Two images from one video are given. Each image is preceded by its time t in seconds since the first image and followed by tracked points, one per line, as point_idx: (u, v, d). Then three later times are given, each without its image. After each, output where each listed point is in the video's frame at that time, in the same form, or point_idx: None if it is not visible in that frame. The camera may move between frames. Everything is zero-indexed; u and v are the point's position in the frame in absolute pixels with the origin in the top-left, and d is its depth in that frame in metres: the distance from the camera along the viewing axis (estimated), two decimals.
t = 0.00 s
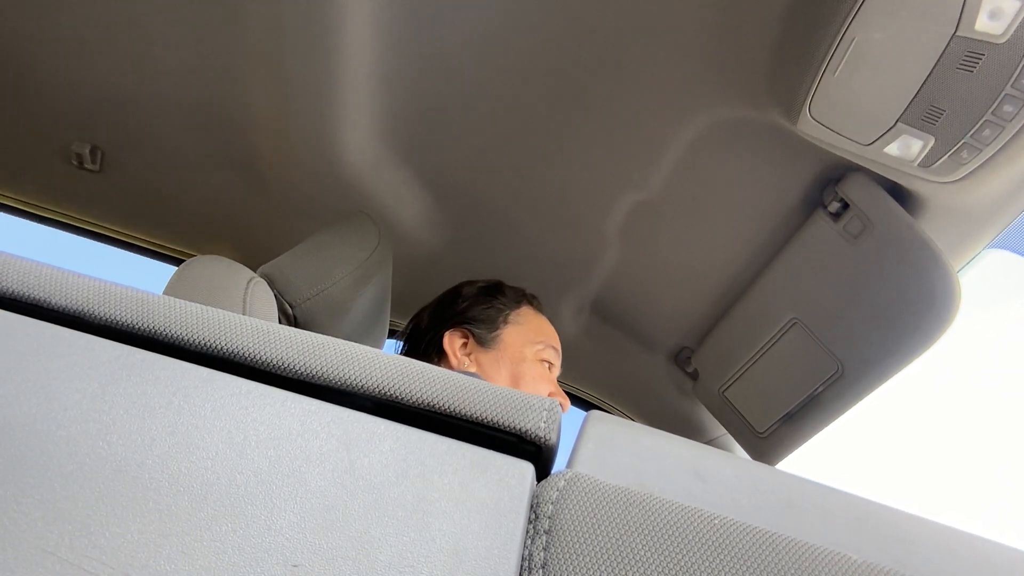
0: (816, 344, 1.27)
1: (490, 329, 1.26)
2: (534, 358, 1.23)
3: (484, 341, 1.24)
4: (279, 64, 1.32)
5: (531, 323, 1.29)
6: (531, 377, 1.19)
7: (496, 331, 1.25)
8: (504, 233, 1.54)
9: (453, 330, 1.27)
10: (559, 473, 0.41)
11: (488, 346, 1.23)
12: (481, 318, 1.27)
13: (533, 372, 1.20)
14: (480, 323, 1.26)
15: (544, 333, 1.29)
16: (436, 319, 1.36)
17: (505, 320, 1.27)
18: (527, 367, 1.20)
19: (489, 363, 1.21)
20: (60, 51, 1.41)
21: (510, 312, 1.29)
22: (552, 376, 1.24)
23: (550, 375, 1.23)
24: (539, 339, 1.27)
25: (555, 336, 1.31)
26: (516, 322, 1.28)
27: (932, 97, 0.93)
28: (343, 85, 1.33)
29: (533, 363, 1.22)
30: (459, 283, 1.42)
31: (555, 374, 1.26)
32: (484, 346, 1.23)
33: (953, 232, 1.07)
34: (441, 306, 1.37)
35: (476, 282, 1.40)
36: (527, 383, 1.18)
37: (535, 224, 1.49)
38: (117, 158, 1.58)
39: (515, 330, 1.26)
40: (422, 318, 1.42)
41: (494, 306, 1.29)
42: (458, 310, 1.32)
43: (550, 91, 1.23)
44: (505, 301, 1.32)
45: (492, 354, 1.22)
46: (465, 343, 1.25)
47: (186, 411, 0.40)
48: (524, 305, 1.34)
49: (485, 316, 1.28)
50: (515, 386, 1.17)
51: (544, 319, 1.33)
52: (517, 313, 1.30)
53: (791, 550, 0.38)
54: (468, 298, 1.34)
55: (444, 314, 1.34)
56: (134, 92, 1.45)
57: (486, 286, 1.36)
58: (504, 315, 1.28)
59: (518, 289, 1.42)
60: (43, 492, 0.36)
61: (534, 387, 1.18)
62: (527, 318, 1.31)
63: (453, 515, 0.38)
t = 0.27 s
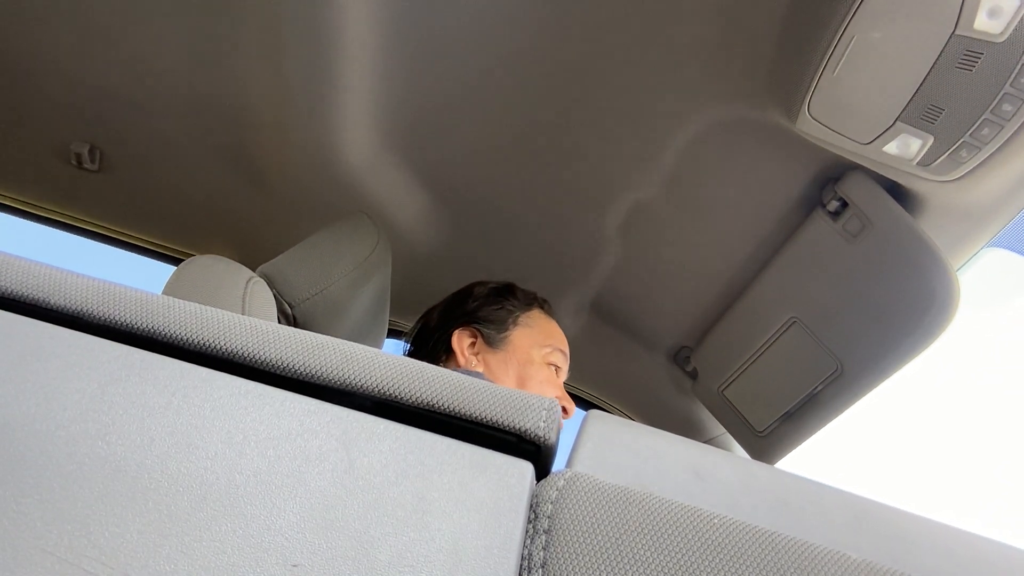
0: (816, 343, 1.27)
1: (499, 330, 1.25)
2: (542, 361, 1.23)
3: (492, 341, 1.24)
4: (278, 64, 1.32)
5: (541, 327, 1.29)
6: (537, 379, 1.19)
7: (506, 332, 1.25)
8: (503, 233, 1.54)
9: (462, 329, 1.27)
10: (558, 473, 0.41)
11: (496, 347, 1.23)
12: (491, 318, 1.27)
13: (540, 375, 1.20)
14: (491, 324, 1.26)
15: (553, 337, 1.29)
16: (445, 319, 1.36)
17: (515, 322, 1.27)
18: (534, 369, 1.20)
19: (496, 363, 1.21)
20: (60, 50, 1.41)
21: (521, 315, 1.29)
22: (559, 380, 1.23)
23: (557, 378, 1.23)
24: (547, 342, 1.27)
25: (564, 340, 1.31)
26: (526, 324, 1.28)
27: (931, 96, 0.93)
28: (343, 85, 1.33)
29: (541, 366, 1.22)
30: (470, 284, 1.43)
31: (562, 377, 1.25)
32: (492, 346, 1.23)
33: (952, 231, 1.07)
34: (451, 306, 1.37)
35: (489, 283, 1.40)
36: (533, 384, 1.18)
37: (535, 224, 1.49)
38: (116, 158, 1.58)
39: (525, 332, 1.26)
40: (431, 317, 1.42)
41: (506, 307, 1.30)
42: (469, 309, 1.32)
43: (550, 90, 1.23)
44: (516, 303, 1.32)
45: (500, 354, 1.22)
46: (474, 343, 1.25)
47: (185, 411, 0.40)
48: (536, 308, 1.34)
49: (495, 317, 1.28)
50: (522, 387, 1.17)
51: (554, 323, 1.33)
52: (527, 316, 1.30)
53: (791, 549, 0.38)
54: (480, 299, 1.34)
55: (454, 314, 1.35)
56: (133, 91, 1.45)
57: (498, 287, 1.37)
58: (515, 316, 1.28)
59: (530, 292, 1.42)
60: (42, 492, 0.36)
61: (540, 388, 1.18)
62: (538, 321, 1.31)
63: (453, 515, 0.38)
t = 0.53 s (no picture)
0: (816, 343, 1.27)
1: (497, 328, 1.26)
2: (540, 358, 1.23)
3: (491, 340, 1.24)
4: (279, 64, 1.32)
5: (537, 323, 1.30)
6: (537, 378, 1.19)
7: (503, 331, 1.25)
8: (504, 232, 1.54)
9: (459, 328, 1.27)
10: (559, 473, 0.41)
11: (495, 346, 1.23)
12: (488, 317, 1.27)
13: (540, 373, 1.21)
14: (488, 323, 1.26)
15: (551, 334, 1.30)
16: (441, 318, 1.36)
17: (512, 320, 1.27)
18: (533, 368, 1.21)
19: (496, 363, 1.21)
20: (60, 50, 1.41)
21: (517, 312, 1.30)
22: (558, 377, 1.24)
23: (556, 375, 1.24)
24: (545, 339, 1.27)
25: (559, 336, 1.32)
26: (523, 322, 1.28)
27: (932, 96, 0.93)
28: (343, 85, 1.33)
29: (539, 364, 1.22)
30: (466, 282, 1.42)
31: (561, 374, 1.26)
32: (491, 345, 1.23)
33: (953, 231, 1.07)
34: (447, 305, 1.37)
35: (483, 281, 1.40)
36: (533, 383, 1.18)
37: (535, 224, 1.49)
38: (117, 157, 1.58)
39: (522, 330, 1.26)
40: (429, 316, 1.42)
41: (502, 305, 1.30)
42: (465, 308, 1.32)
43: (550, 90, 1.23)
44: (512, 300, 1.32)
45: (499, 353, 1.22)
46: (472, 342, 1.25)
47: (185, 411, 0.40)
48: (531, 304, 1.34)
49: (492, 315, 1.28)
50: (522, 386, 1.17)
51: (551, 320, 1.33)
52: (523, 313, 1.30)
53: (791, 549, 0.38)
54: (476, 297, 1.34)
55: (450, 312, 1.34)
56: (134, 91, 1.45)
57: (493, 284, 1.36)
58: (512, 314, 1.28)
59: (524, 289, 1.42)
60: (43, 492, 0.36)
61: (541, 387, 1.18)
62: (534, 317, 1.31)
63: (453, 514, 0.38)
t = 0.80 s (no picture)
0: (816, 343, 1.27)
1: (497, 328, 1.26)
2: (541, 358, 1.23)
3: (491, 340, 1.24)
4: (279, 63, 1.32)
5: (538, 323, 1.29)
6: (537, 378, 1.19)
7: (503, 331, 1.25)
8: (503, 233, 1.54)
9: (459, 328, 1.27)
10: (559, 473, 0.41)
11: (495, 345, 1.23)
12: (489, 317, 1.27)
13: (540, 373, 1.20)
14: (488, 323, 1.26)
15: (551, 334, 1.29)
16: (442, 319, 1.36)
17: (512, 320, 1.27)
18: (533, 367, 1.20)
19: (495, 362, 1.21)
20: (61, 50, 1.41)
21: (517, 312, 1.29)
22: (558, 377, 1.24)
23: (556, 375, 1.24)
24: (545, 340, 1.27)
25: (560, 336, 1.31)
26: (523, 322, 1.28)
27: (932, 96, 0.93)
28: (343, 85, 1.33)
29: (540, 364, 1.22)
30: (466, 283, 1.42)
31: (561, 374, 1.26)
32: (491, 345, 1.23)
33: (953, 231, 1.07)
34: (447, 305, 1.37)
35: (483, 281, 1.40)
36: (533, 383, 1.18)
37: (535, 224, 1.49)
38: (117, 157, 1.58)
39: (522, 329, 1.26)
40: (429, 316, 1.41)
41: (502, 305, 1.30)
42: (465, 309, 1.32)
43: (550, 90, 1.23)
44: (512, 300, 1.32)
45: (499, 353, 1.22)
46: (472, 342, 1.25)
47: (185, 411, 0.40)
48: (531, 305, 1.34)
49: (492, 315, 1.28)
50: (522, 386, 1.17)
51: (551, 320, 1.33)
52: (524, 313, 1.30)
53: (791, 549, 0.38)
54: (475, 297, 1.34)
55: (450, 313, 1.34)
56: (134, 91, 1.45)
57: (493, 285, 1.37)
58: (512, 315, 1.28)
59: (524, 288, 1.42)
60: (43, 492, 0.36)
61: (541, 386, 1.18)
62: (534, 318, 1.31)
63: (453, 514, 0.38)
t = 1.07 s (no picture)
0: (816, 343, 1.27)
1: (481, 325, 1.26)
2: (525, 352, 1.21)
3: (473, 338, 1.24)
4: (279, 64, 1.32)
5: (523, 318, 1.28)
6: (520, 371, 1.17)
7: (486, 327, 1.25)
8: (503, 233, 1.54)
9: (444, 327, 1.28)
10: (559, 473, 0.41)
11: (477, 342, 1.23)
12: (473, 314, 1.28)
13: (524, 366, 1.18)
14: (471, 320, 1.27)
15: (538, 329, 1.28)
16: (431, 317, 1.37)
17: (496, 316, 1.27)
18: (517, 361, 1.19)
19: (478, 359, 1.21)
20: (61, 50, 1.41)
21: (502, 308, 1.29)
22: (547, 370, 1.22)
23: (544, 368, 1.21)
24: (531, 334, 1.25)
25: (550, 330, 1.29)
26: (506, 317, 1.27)
27: (932, 96, 0.93)
28: (343, 85, 1.33)
29: (525, 357, 1.20)
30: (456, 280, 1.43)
31: (551, 366, 1.23)
32: (474, 342, 1.23)
33: (953, 231, 1.07)
34: (436, 304, 1.38)
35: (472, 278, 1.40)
36: (516, 377, 1.16)
37: (535, 224, 1.49)
38: (117, 157, 1.58)
39: (505, 325, 1.26)
40: (420, 315, 1.43)
41: (487, 302, 1.30)
42: (452, 306, 1.33)
43: (550, 90, 1.23)
44: (499, 296, 1.32)
45: (481, 349, 1.22)
46: (455, 341, 1.26)
47: (185, 411, 0.40)
48: (519, 299, 1.33)
49: (476, 312, 1.28)
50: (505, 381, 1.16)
51: (538, 314, 1.31)
52: (510, 308, 1.29)
53: (790, 549, 0.38)
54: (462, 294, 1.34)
55: (439, 311, 1.35)
56: (134, 91, 1.45)
57: (481, 281, 1.37)
58: (496, 311, 1.28)
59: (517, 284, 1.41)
60: (43, 492, 0.36)
61: (524, 379, 1.16)
62: (520, 312, 1.30)
63: (452, 514, 0.38)
